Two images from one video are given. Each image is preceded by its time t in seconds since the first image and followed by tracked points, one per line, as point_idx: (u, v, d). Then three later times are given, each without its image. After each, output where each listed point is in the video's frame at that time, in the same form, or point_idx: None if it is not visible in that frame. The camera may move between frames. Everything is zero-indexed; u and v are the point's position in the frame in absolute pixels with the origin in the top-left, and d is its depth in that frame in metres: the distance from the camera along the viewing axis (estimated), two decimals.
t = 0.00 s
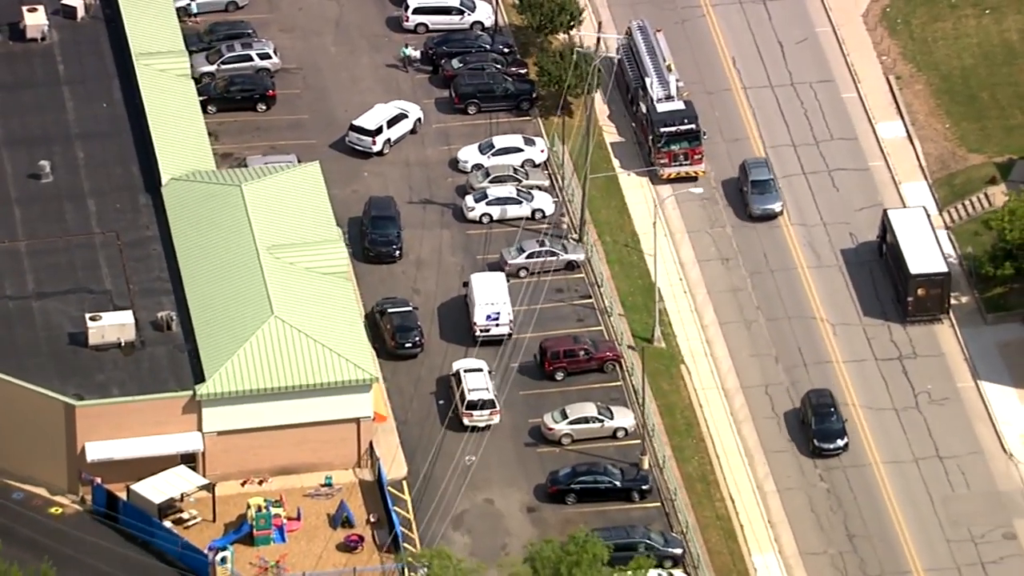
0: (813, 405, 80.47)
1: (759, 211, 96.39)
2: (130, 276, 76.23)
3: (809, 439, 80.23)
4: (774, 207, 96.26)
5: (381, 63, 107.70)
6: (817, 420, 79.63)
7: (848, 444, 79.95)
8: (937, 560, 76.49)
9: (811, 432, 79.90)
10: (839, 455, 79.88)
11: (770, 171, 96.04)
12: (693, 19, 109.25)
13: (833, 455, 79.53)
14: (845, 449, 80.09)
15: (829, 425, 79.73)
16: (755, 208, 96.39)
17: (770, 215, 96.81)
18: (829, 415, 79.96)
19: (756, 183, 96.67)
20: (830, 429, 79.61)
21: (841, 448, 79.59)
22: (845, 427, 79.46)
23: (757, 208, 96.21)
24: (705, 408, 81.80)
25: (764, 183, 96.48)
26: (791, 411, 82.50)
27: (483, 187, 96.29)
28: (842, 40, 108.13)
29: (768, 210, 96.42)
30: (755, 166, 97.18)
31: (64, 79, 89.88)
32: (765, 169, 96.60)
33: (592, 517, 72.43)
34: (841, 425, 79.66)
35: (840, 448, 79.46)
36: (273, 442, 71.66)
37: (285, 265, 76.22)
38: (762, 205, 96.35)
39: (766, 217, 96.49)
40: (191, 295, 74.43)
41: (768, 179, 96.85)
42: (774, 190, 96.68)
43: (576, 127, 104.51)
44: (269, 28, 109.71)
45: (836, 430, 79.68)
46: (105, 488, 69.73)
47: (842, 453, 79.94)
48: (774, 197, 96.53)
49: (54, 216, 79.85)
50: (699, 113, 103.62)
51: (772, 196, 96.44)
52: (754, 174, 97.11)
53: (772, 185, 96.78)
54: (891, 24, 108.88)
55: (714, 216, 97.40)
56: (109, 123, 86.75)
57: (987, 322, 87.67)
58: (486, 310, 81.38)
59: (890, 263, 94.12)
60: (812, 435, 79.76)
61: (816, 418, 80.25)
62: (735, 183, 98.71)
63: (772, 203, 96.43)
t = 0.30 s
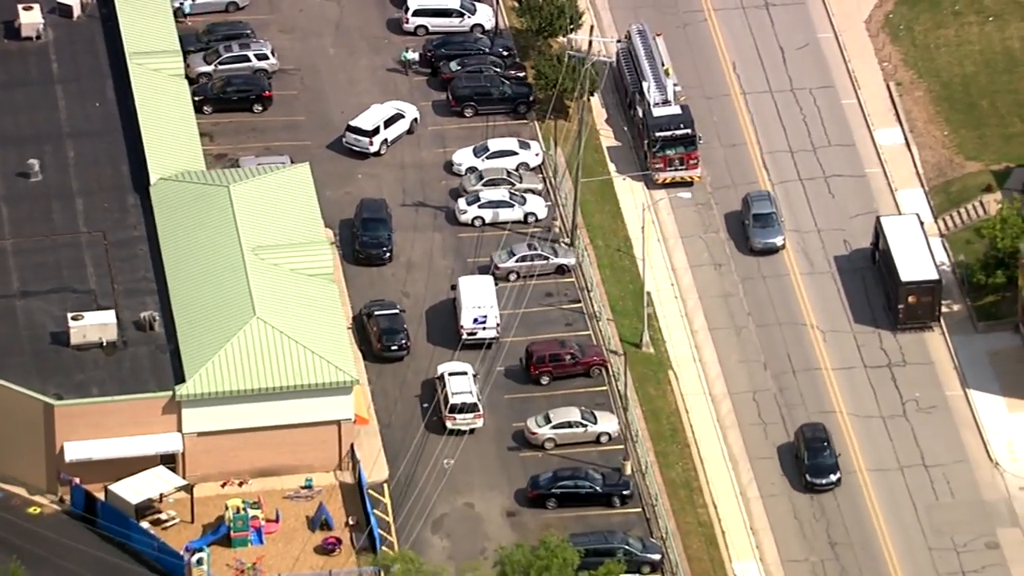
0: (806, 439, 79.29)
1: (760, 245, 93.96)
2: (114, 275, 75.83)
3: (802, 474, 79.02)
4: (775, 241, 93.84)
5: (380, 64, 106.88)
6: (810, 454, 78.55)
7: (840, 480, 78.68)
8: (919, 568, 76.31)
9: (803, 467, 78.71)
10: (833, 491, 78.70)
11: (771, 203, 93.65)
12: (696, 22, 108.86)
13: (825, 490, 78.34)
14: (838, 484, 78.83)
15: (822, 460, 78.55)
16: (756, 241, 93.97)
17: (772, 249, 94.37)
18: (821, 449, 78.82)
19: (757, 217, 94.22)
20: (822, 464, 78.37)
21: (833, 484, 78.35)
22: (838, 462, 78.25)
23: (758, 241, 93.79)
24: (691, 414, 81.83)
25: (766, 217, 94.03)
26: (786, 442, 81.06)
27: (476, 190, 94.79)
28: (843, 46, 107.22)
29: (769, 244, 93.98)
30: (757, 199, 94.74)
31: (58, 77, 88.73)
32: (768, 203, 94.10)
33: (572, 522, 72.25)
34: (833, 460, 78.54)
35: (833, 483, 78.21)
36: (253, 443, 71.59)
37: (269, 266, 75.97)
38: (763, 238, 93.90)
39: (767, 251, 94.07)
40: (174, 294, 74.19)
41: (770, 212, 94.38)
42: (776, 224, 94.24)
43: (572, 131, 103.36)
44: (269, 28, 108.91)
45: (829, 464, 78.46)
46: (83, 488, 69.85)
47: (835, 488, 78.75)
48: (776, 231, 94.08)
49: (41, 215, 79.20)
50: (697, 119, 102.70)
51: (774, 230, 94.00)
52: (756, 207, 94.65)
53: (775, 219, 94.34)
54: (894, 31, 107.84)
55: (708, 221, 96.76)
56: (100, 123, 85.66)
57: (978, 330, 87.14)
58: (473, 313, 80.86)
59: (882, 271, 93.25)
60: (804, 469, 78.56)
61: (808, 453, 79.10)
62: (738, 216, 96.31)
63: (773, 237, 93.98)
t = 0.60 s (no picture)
0: (803, 477, 77.51)
1: (766, 278, 87.53)
2: (94, 273, 74.51)
3: (797, 511, 77.31)
4: (781, 273, 87.39)
5: (378, 60, 104.76)
6: (805, 493, 76.84)
7: (837, 518, 76.93)
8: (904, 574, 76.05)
9: (799, 505, 77.07)
10: (830, 530, 76.97)
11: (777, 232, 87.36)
12: (701, 22, 105.90)
13: (821, 530, 76.60)
14: (835, 523, 77.07)
15: (818, 498, 76.82)
16: (761, 274, 87.50)
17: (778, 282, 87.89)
18: (818, 487, 77.05)
19: (763, 249, 88.13)
20: (819, 503, 76.65)
21: (829, 523, 76.60)
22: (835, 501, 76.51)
23: (762, 273, 87.34)
24: (681, 420, 80.82)
25: (772, 249, 87.76)
26: (784, 480, 79.08)
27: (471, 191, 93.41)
28: (851, 47, 104.24)
29: (774, 276, 87.54)
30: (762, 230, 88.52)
31: (46, 72, 87.33)
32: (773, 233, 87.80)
33: (554, 529, 71.14)
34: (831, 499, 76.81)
35: (829, 523, 76.51)
36: (230, 446, 70.25)
37: (251, 265, 74.46)
38: (768, 271, 87.47)
39: (773, 283, 87.48)
40: (152, 294, 72.83)
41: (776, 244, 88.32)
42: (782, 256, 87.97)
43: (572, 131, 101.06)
44: (266, 25, 106.44)
45: (825, 504, 76.73)
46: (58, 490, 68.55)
47: (831, 526, 76.96)
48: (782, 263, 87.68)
49: (22, 212, 77.64)
50: (699, 121, 100.44)
51: (779, 262, 87.63)
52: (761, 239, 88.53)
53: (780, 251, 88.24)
54: (903, 32, 104.78)
55: (706, 224, 95.13)
56: (87, 117, 84.38)
57: (977, 337, 85.55)
58: (460, 315, 79.23)
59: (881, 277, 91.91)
60: (799, 507, 76.93)
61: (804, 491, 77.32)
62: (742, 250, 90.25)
63: (779, 269, 87.56)
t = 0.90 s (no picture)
0: (798, 519, 75.19)
1: (770, 312, 83.92)
2: (72, 271, 73.10)
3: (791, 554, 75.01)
4: (787, 307, 83.79)
5: (376, 57, 103.08)
6: (800, 535, 74.49)
7: (832, 563, 74.54)
8: None
9: (793, 548, 74.71)
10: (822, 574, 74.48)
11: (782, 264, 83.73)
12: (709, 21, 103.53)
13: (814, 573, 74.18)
14: (828, 568, 74.71)
15: (814, 541, 74.46)
16: (765, 308, 83.94)
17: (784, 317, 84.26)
18: (814, 530, 74.68)
19: (767, 282, 84.37)
20: (814, 546, 74.29)
21: (823, 566, 74.21)
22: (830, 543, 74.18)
23: (767, 308, 83.74)
24: (672, 428, 79.52)
25: (776, 282, 84.06)
26: (777, 499, 77.51)
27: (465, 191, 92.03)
28: (861, 47, 101.81)
29: (780, 311, 83.92)
30: (768, 263, 84.98)
31: (32, 66, 86.13)
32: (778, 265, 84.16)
33: (535, 537, 69.76)
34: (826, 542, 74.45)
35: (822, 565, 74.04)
36: (207, 449, 68.94)
37: (233, 265, 72.91)
38: (773, 305, 83.90)
39: (778, 317, 83.94)
40: (131, 291, 71.36)
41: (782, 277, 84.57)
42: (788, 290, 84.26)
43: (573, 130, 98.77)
44: (263, 20, 104.87)
45: (820, 546, 74.36)
46: (29, 493, 67.08)
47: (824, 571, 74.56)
48: (787, 297, 84.00)
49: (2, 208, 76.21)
50: (702, 122, 98.29)
51: (785, 296, 83.98)
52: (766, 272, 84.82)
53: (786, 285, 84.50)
54: (914, 33, 102.20)
55: (705, 228, 93.25)
56: (72, 113, 83.28)
57: (978, 345, 83.86)
58: (448, 317, 77.65)
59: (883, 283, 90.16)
60: (794, 550, 74.55)
61: (799, 534, 74.99)
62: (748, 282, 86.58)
63: (784, 303, 83.96)
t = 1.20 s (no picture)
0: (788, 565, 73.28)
1: (771, 350, 81.10)
2: (52, 273, 71.36)
3: None
4: (788, 346, 81.03)
5: (374, 57, 101.61)
6: None
7: None
8: None
9: None
10: None
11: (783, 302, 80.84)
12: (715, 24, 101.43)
13: None
14: None
15: None
16: (765, 346, 81.19)
17: (785, 356, 81.48)
18: None
19: (768, 320, 81.47)
20: None
21: None
22: None
23: (767, 346, 80.98)
24: (661, 437, 78.24)
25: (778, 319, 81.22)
26: (766, 512, 76.40)
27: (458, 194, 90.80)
28: (869, 52, 99.76)
29: (781, 350, 81.10)
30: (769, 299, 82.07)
31: (19, 63, 85.14)
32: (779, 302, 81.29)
33: (516, 547, 68.54)
34: None
35: None
36: (183, 454, 67.79)
37: (214, 267, 71.57)
38: (773, 343, 81.12)
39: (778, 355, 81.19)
40: (109, 293, 70.08)
41: (783, 315, 81.59)
42: (789, 327, 81.41)
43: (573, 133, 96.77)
44: (260, 18, 103.44)
45: None
46: None
47: None
48: (789, 336, 81.22)
49: None
50: (704, 126, 96.33)
51: (786, 334, 81.18)
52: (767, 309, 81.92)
53: (788, 323, 81.58)
54: (924, 37, 100.19)
55: (703, 234, 91.55)
56: (59, 110, 82.24)
57: (977, 356, 82.22)
58: (435, 321, 76.33)
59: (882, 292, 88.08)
60: None
61: None
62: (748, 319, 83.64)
63: (786, 342, 81.16)
